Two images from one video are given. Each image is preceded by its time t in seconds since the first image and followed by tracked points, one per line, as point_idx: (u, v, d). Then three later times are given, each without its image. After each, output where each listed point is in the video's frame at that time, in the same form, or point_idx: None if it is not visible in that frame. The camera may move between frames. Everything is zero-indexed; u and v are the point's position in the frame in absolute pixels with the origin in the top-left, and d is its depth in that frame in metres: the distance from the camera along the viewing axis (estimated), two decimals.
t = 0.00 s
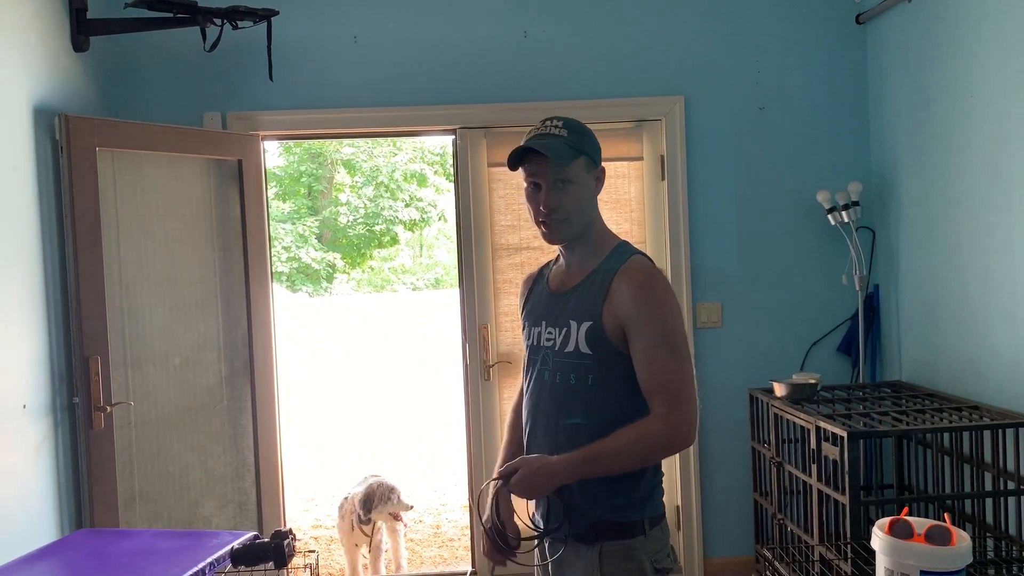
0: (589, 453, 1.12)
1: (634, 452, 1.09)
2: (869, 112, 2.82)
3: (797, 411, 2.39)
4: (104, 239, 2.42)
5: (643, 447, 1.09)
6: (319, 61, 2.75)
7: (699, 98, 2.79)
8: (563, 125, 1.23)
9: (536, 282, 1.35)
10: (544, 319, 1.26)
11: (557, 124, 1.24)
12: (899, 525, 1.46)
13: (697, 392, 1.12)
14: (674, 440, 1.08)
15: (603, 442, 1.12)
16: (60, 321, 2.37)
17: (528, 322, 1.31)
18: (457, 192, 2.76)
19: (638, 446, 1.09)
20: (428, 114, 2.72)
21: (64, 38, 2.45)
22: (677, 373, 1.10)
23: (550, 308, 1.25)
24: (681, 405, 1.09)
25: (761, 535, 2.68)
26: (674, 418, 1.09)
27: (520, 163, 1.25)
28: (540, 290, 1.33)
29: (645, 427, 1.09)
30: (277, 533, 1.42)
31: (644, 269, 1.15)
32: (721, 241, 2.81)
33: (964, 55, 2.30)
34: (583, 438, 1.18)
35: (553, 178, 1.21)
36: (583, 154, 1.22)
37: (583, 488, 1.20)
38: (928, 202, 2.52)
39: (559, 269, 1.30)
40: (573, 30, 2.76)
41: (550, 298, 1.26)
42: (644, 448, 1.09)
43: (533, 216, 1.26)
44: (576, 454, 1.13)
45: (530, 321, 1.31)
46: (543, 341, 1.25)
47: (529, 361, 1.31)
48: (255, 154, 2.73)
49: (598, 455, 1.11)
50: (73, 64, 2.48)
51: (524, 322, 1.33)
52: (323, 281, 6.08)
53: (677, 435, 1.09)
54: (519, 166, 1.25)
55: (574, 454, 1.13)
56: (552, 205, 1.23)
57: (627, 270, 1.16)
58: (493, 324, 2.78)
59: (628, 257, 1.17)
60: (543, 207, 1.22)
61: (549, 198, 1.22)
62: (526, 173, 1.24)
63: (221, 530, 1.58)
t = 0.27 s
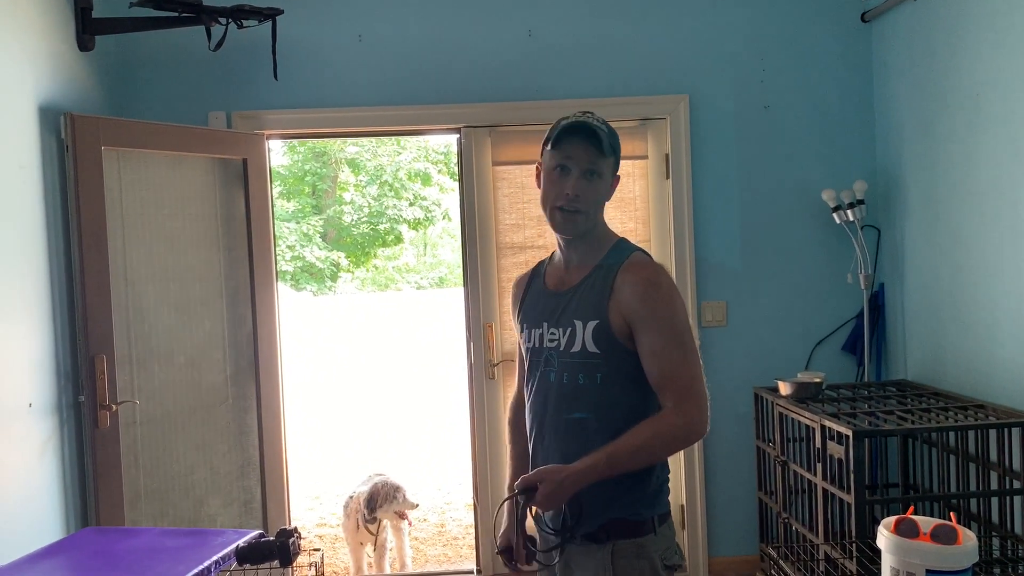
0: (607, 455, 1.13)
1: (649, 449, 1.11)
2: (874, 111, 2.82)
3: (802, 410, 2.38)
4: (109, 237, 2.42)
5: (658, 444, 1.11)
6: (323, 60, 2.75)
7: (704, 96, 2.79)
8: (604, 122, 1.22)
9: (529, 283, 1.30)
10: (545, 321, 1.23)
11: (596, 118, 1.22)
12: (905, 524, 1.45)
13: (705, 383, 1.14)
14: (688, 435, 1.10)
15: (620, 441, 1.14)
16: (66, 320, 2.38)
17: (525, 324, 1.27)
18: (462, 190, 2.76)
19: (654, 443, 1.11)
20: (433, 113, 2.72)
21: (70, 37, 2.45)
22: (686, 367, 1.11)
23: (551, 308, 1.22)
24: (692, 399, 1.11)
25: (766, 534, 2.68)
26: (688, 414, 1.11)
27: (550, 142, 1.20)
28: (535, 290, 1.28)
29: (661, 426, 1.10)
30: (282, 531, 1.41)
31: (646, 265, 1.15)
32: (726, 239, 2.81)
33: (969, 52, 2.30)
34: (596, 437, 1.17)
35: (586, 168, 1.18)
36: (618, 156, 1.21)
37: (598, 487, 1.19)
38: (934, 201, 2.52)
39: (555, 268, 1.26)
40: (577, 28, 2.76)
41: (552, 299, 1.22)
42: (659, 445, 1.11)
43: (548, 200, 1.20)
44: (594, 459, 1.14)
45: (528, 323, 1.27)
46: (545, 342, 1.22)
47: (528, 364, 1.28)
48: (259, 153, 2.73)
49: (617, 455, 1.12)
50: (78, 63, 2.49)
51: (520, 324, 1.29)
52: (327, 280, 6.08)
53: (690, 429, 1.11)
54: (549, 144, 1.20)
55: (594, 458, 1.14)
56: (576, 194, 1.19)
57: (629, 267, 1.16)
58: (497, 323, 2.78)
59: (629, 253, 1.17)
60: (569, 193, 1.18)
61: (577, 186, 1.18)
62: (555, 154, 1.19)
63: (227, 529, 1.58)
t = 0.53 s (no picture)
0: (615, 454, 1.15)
1: (653, 448, 1.13)
2: (878, 111, 2.82)
3: (805, 410, 2.38)
4: (113, 237, 2.42)
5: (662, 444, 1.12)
6: (327, 60, 2.75)
7: (707, 96, 2.79)
8: (609, 126, 1.17)
9: (533, 282, 1.29)
10: (550, 320, 1.22)
11: (600, 123, 1.17)
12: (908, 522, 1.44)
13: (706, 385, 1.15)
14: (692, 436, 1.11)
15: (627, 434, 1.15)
16: (70, 319, 2.38)
17: (529, 323, 1.27)
18: (465, 190, 2.76)
19: (658, 443, 1.12)
20: (436, 113, 2.73)
21: (74, 37, 2.46)
22: (690, 369, 1.12)
23: (555, 308, 1.22)
24: (694, 401, 1.12)
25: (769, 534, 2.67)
26: (692, 415, 1.12)
27: (558, 155, 1.15)
28: (539, 291, 1.27)
29: (667, 428, 1.11)
30: (285, 530, 1.41)
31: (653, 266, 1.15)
32: (729, 239, 2.81)
33: (973, 52, 2.29)
34: (601, 436, 1.17)
35: (598, 180, 1.15)
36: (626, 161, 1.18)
37: (603, 486, 1.18)
38: (938, 200, 2.51)
39: (560, 269, 1.24)
40: (581, 28, 2.76)
41: (557, 299, 1.22)
42: (663, 444, 1.12)
43: (559, 214, 1.17)
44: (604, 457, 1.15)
45: (531, 322, 1.26)
46: (548, 342, 1.22)
47: (531, 363, 1.28)
48: (263, 153, 2.73)
49: (625, 452, 1.14)
50: (82, 63, 2.49)
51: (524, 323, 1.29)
52: (331, 279, 6.12)
53: (692, 430, 1.12)
54: (557, 158, 1.15)
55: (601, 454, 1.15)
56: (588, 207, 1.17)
57: (636, 268, 1.15)
58: (501, 323, 2.78)
59: (636, 254, 1.16)
60: (582, 207, 1.16)
61: (589, 199, 1.15)
62: (564, 166, 1.15)
63: (230, 528, 1.58)
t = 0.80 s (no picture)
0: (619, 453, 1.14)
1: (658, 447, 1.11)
2: (881, 110, 2.81)
3: (808, 410, 2.38)
4: (117, 237, 2.43)
5: (667, 444, 1.11)
6: (330, 60, 2.76)
7: (710, 96, 2.79)
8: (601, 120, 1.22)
9: (537, 281, 1.30)
10: (556, 319, 1.22)
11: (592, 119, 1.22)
12: (911, 524, 1.44)
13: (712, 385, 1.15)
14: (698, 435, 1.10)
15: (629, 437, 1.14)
16: (73, 318, 2.39)
17: (533, 322, 1.27)
18: (469, 190, 2.76)
19: (664, 441, 1.11)
20: (439, 113, 2.73)
21: (78, 37, 2.46)
22: (696, 368, 1.12)
23: (561, 307, 1.22)
24: (700, 400, 1.12)
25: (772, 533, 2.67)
26: (699, 415, 1.11)
27: (555, 153, 1.19)
28: (543, 291, 1.28)
29: (673, 426, 1.11)
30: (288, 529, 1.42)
31: (660, 265, 1.15)
32: (732, 239, 2.81)
33: (976, 52, 2.29)
34: (607, 435, 1.17)
35: (599, 170, 1.17)
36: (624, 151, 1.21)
37: (606, 486, 1.18)
38: (940, 200, 2.51)
39: (566, 267, 1.25)
40: (583, 28, 2.76)
41: (562, 299, 1.22)
42: (669, 443, 1.11)
43: (565, 210, 1.19)
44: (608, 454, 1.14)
45: (536, 322, 1.26)
46: (554, 341, 1.22)
47: (535, 361, 1.28)
48: (266, 153, 2.74)
49: (628, 452, 1.13)
50: (86, 63, 2.50)
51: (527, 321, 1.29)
52: (333, 279, 6.10)
53: (699, 429, 1.11)
54: (555, 155, 1.18)
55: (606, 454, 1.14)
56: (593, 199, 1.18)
57: (643, 267, 1.16)
58: (503, 323, 2.78)
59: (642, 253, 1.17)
60: (586, 198, 1.17)
61: (592, 189, 1.17)
62: (563, 162, 1.18)
63: (234, 527, 1.58)
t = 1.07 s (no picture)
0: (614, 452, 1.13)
1: (661, 443, 1.11)
2: (884, 110, 2.81)
3: (811, 410, 2.38)
4: (121, 235, 2.43)
5: (670, 440, 1.11)
6: (334, 60, 2.76)
7: (713, 96, 2.79)
8: (615, 119, 1.22)
9: (541, 280, 1.30)
10: (560, 316, 1.22)
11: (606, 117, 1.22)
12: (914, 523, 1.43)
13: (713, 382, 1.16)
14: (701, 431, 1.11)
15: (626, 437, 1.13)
16: (77, 317, 2.39)
17: (537, 320, 1.26)
18: (472, 188, 2.76)
19: (666, 437, 1.11)
20: (442, 113, 2.73)
21: (82, 37, 2.47)
22: (699, 365, 1.13)
23: (565, 305, 1.22)
24: (702, 396, 1.13)
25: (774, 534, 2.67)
26: (700, 412, 1.12)
27: (568, 148, 1.19)
28: (547, 290, 1.28)
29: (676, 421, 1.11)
30: (291, 528, 1.42)
31: (665, 262, 1.16)
32: (735, 239, 2.80)
33: (979, 52, 2.29)
34: (609, 432, 1.17)
35: (609, 171, 1.17)
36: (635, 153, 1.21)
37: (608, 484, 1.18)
38: (944, 200, 2.51)
39: (571, 266, 1.25)
40: (586, 28, 2.77)
41: (568, 295, 1.22)
42: (672, 438, 1.11)
43: (571, 207, 1.19)
44: (601, 451, 1.13)
45: (540, 319, 1.26)
46: (558, 338, 1.22)
47: (539, 359, 1.28)
48: (270, 153, 2.74)
49: (623, 452, 1.12)
50: (90, 63, 2.50)
51: (531, 319, 1.29)
52: (336, 279, 6.13)
53: (701, 425, 1.12)
54: (567, 151, 1.18)
55: (600, 450, 1.13)
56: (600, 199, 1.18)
57: (649, 263, 1.16)
58: (507, 322, 2.78)
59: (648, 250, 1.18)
60: (594, 197, 1.17)
61: (601, 189, 1.17)
62: (574, 159, 1.18)
63: (238, 526, 1.58)
